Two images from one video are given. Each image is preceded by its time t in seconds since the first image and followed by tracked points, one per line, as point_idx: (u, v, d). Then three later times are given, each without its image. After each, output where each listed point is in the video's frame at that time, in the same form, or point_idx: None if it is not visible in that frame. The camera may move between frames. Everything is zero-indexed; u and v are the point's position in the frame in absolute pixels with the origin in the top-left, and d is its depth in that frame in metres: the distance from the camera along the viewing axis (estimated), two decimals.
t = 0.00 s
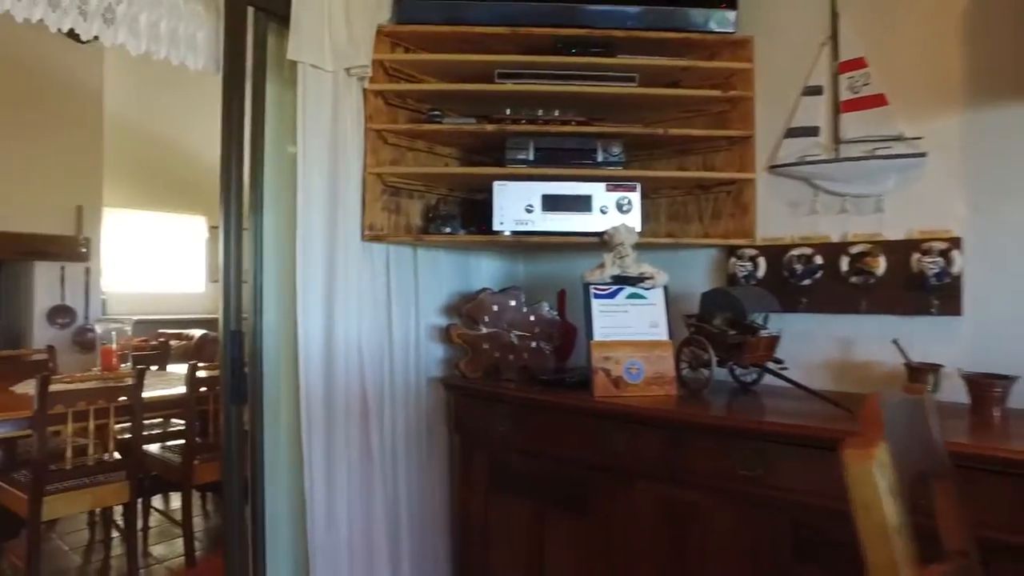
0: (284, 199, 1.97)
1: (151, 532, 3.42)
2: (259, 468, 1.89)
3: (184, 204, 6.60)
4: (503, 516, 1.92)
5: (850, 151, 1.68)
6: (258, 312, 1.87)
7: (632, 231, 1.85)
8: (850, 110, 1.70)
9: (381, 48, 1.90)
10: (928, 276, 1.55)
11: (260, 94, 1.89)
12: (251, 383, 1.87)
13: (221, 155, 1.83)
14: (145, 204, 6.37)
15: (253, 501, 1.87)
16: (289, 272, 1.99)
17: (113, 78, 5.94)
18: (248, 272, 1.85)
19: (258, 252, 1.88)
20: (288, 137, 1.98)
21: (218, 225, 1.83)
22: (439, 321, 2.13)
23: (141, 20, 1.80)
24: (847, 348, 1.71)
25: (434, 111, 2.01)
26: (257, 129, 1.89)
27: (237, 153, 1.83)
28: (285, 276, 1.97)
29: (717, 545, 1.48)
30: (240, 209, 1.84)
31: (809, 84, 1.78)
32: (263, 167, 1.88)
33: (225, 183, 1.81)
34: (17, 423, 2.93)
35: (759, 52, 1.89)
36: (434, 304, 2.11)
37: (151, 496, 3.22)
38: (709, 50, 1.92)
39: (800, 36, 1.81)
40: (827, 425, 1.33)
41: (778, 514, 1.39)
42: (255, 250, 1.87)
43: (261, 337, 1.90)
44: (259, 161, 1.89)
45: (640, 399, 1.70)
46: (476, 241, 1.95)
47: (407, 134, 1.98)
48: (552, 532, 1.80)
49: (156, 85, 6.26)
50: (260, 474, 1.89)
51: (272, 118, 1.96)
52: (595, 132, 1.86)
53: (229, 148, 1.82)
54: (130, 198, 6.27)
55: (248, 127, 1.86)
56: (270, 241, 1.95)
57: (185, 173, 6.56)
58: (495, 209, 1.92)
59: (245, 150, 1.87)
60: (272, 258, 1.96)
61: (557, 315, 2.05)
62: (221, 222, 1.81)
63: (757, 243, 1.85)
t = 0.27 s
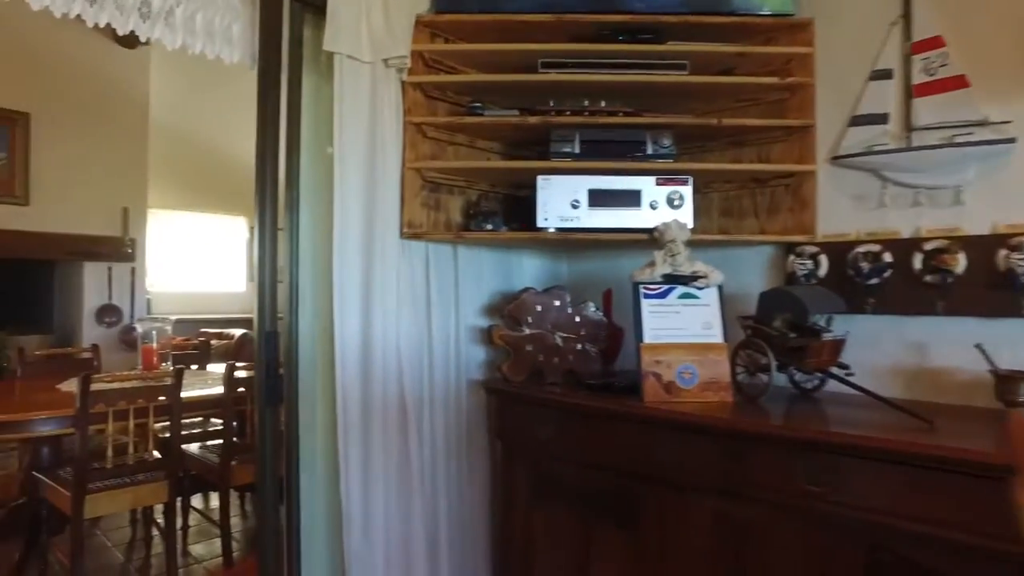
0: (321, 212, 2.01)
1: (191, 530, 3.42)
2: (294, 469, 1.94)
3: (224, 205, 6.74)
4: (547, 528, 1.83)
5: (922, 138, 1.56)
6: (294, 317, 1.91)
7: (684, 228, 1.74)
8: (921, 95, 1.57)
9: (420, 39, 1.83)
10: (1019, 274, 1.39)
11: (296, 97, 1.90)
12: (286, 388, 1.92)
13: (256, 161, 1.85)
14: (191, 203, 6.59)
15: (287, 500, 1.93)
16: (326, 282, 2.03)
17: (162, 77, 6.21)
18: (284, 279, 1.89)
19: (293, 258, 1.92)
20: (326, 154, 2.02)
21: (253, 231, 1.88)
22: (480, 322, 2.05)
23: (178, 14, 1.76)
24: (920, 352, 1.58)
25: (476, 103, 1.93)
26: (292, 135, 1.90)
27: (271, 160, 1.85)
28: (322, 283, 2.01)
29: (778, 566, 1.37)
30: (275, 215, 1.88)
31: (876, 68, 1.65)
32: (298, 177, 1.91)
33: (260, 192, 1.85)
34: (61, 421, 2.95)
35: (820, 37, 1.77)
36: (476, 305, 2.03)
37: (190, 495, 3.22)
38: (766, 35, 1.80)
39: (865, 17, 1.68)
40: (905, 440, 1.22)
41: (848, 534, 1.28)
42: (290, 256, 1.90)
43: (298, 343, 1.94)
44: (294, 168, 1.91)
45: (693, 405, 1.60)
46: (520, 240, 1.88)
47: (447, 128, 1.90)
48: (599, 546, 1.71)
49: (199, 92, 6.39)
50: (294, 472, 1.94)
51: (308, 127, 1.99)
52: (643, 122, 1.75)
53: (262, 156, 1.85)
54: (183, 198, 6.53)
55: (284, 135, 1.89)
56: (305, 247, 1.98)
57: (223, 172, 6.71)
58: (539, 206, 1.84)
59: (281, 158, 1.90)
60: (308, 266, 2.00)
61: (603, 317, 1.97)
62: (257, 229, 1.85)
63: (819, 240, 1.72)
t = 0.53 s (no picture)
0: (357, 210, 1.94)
1: (226, 535, 3.38)
2: (328, 475, 1.86)
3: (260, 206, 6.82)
4: (596, 544, 1.72)
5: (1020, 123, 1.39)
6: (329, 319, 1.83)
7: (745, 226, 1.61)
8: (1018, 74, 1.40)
9: (461, 28, 1.73)
10: None
11: (331, 91, 1.81)
12: (321, 392, 1.84)
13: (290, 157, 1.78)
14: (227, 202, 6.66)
15: (322, 508, 1.85)
16: (363, 283, 1.95)
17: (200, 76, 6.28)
18: (319, 279, 1.81)
19: (330, 259, 1.83)
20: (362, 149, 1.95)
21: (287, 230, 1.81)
22: (524, 325, 1.96)
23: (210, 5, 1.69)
24: (1014, 363, 1.43)
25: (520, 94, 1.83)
26: (327, 130, 1.81)
27: (305, 155, 1.77)
28: (358, 283, 1.94)
29: None
30: (310, 212, 1.80)
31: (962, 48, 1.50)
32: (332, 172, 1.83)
33: (294, 190, 1.77)
34: (99, 425, 2.92)
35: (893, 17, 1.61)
36: (520, 307, 1.95)
37: (225, 499, 3.18)
38: (835, 16, 1.66)
39: None
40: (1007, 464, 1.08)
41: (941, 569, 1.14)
42: (328, 258, 1.82)
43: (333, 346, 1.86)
44: (329, 163, 1.82)
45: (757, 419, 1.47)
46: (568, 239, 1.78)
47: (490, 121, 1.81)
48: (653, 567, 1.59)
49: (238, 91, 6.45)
50: (329, 478, 1.86)
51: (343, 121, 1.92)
52: (701, 112, 1.62)
53: (296, 152, 1.76)
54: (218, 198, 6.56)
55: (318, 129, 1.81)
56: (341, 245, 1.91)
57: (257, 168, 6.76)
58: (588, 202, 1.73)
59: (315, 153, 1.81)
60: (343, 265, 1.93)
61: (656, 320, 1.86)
62: (291, 230, 1.79)
63: (895, 239, 1.57)
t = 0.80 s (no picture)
0: (391, 207, 1.88)
1: (258, 537, 3.35)
2: (360, 481, 1.78)
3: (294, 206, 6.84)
4: (644, 561, 1.61)
5: None
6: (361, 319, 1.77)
7: (807, 219, 1.49)
8: None
9: (499, 13, 1.64)
10: None
11: (364, 83, 1.74)
12: (353, 396, 1.76)
13: (322, 151, 1.71)
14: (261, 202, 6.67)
15: (354, 515, 1.78)
16: (397, 282, 1.88)
17: (235, 76, 6.27)
18: (351, 279, 1.74)
19: (362, 258, 1.76)
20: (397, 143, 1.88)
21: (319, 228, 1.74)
22: (565, 327, 1.88)
23: None
24: None
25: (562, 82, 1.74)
26: (360, 123, 1.75)
27: (337, 149, 1.71)
28: (392, 283, 1.87)
29: None
30: (343, 208, 1.73)
31: None
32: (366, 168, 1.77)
33: (326, 185, 1.70)
34: (132, 425, 2.91)
35: None
36: (560, 308, 1.86)
37: (256, 501, 3.14)
38: None
39: None
40: None
41: None
42: (361, 256, 1.75)
43: (366, 347, 1.79)
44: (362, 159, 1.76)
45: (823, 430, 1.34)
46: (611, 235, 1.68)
47: (531, 111, 1.73)
48: None
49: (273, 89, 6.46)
50: (361, 485, 1.79)
51: (376, 115, 1.85)
52: (758, 99, 1.51)
53: (327, 146, 1.70)
54: (250, 197, 6.58)
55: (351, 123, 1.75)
56: (374, 242, 1.85)
57: (289, 168, 6.77)
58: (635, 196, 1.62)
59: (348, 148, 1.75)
60: (376, 264, 1.86)
61: (707, 320, 1.74)
62: (322, 229, 1.71)
63: (976, 234, 1.43)
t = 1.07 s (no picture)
0: (419, 203, 1.81)
1: (286, 539, 3.31)
2: (388, 488, 1.72)
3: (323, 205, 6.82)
4: None
5: None
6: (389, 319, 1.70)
7: (868, 213, 1.36)
8: None
9: None
10: None
11: (391, 75, 1.70)
12: (380, 400, 1.70)
13: (348, 145, 1.65)
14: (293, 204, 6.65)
15: (381, 523, 1.72)
16: (425, 281, 1.81)
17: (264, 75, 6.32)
18: (378, 278, 1.67)
19: (391, 257, 1.71)
20: (425, 136, 1.81)
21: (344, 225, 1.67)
22: (602, 327, 1.80)
23: None
24: None
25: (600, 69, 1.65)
26: (387, 116, 1.69)
27: (364, 143, 1.65)
28: (421, 282, 1.81)
29: None
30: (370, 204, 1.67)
31: None
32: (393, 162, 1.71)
33: (352, 181, 1.64)
34: (161, 425, 2.89)
35: None
36: (598, 307, 1.79)
37: (285, 503, 3.11)
38: None
39: None
40: None
41: None
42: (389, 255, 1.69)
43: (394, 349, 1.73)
44: (389, 153, 1.70)
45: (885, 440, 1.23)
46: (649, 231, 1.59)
47: (565, 100, 1.65)
48: None
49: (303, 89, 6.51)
50: (388, 490, 1.72)
51: (403, 107, 1.78)
52: (813, 82, 1.39)
53: (353, 140, 1.64)
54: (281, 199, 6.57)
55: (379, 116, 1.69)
56: (402, 240, 1.78)
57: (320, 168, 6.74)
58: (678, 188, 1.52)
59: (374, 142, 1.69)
60: (404, 262, 1.79)
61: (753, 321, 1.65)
62: (348, 226, 1.64)
63: None
